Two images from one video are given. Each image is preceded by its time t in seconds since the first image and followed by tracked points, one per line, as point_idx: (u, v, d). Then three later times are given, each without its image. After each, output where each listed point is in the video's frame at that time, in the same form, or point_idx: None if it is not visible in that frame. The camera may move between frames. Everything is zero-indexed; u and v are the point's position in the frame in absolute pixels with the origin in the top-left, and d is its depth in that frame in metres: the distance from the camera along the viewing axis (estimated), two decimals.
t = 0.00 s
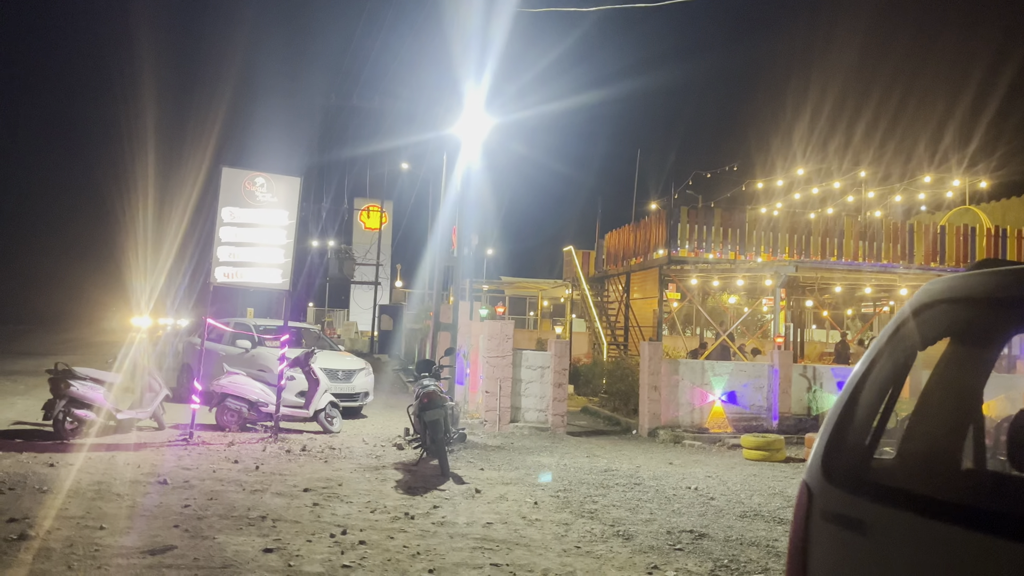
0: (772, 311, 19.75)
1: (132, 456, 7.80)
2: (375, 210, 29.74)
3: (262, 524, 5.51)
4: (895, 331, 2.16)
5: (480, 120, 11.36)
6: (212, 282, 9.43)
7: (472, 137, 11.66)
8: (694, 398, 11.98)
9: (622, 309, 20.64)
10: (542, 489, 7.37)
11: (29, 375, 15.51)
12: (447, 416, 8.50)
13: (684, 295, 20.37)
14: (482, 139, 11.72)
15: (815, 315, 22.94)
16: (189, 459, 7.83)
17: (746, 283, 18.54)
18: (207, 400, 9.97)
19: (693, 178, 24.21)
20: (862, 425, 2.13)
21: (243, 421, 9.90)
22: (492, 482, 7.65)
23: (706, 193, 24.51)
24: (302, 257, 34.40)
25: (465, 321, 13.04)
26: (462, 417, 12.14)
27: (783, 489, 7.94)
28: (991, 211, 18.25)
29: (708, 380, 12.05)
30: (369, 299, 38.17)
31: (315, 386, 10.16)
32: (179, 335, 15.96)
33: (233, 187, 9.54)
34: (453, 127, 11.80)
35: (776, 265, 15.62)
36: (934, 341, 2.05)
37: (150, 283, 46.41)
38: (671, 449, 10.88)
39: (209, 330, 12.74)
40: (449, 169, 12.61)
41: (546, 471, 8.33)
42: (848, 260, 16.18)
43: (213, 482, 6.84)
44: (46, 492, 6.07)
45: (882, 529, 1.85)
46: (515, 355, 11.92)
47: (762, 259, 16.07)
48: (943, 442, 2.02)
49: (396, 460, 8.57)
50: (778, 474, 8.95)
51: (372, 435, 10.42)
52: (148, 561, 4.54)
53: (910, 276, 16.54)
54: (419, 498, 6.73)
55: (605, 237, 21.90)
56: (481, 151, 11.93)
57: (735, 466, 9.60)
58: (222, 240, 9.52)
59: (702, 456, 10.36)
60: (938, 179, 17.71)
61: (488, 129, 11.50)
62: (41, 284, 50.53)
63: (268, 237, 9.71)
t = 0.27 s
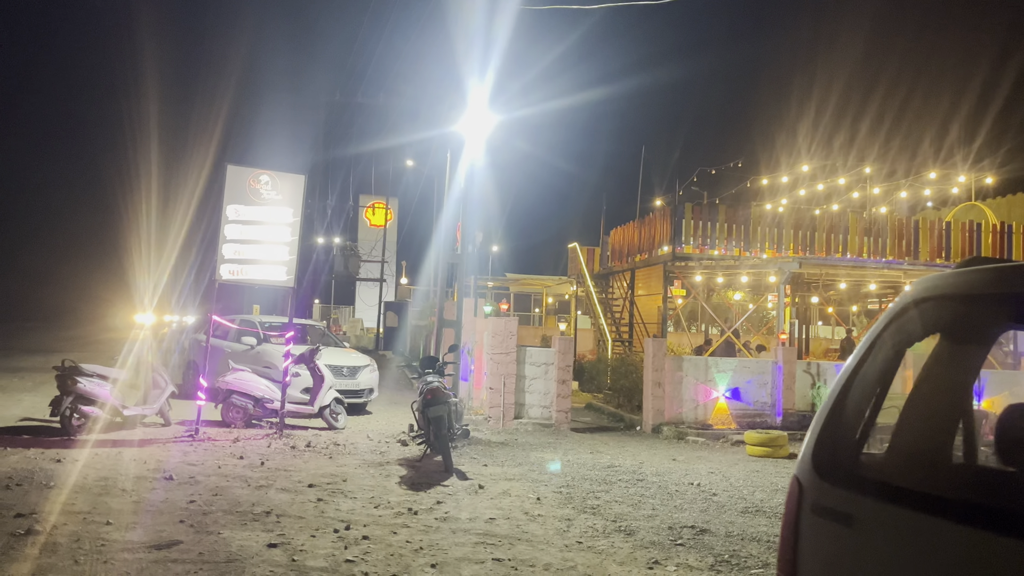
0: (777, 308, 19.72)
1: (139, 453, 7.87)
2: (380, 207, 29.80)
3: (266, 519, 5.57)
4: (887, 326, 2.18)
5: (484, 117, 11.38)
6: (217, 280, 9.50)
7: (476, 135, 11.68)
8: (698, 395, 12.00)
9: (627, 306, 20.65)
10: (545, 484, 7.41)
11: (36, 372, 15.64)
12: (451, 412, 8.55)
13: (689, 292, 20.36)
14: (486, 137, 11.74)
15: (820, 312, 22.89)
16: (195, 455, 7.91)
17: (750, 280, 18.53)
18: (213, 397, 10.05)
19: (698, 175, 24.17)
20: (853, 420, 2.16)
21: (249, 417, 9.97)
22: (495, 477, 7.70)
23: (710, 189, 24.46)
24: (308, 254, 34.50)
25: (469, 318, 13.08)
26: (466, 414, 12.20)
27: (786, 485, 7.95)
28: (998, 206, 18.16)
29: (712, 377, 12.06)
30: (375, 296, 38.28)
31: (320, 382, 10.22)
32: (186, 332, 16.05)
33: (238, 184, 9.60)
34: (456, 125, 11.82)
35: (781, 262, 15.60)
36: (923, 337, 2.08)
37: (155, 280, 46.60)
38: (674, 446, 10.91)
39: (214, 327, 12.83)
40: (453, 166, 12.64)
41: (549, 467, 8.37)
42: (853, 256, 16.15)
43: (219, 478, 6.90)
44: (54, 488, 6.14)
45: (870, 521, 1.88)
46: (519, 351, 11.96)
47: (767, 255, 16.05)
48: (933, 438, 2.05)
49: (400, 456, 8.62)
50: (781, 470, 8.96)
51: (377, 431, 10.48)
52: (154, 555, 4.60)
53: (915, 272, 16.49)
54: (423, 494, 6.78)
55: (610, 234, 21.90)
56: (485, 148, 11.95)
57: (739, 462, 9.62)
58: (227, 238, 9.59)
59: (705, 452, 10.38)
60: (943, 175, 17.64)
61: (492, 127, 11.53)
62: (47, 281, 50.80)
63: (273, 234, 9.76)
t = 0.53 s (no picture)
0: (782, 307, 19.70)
1: (146, 451, 7.96)
2: (386, 207, 29.88)
3: (272, 517, 5.63)
4: (880, 325, 2.21)
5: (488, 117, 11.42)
6: (224, 279, 9.57)
7: (480, 134, 11.72)
8: (702, 394, 12.01)
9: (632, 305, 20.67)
10: (548, 483, 7.45)
11: (46, 370, 15.77)
12: (455, 410, 8.60)
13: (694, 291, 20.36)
14: (491, 137, 11.78)
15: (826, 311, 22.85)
16: (202, 453, 7.98)
17: (756, 279, 18.52)
18: (220, 395, 10.15)
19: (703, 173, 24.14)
20: (844, 419, 2.20)
21: (255, 416, 10.05)
22: (499, 476, 7.75)
23: (716, 188, 24.43)
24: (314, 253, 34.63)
25: (474, 317, 13.12)
26: (471, 413, 12.25)
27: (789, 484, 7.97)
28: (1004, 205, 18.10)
29: (717, 376, 12.07)
30: (381, 295, 38.41)
31: (326, 381, 10.29)
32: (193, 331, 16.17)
33: (245, 185, 9.68)
34: (461, 124, 11.86)
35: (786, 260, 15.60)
36: (915, 338, 2.11)
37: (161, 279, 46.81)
38: (679, 445, 10.93)
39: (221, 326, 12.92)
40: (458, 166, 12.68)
41: (553, 466, 8.42)
42: (858, 255, 16.13)
43: (225, 476, 6.97)
44: (63, 485, 6.22)
45: (859, 517, 1.92)
46: (524, 350, 12.00)
47: (772, 255, 16.04)
48: (924, 437, 2.09)
49: (405, 454, 8.68)
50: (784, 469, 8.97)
51: (382, 429, 10.55)
52: (161, 552, 4.66)
53: (921, 271, 16.45)
54: (427, 492, 6.83)
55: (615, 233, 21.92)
56: (490, 148, 11.99)
57: (742, 461, 9.64)
58: (234, 238, 9.66)
59: (710, 451, 10.40)
60: (950, 174, 17.58)
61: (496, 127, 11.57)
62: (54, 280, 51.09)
63: (279, 234, 9.83)
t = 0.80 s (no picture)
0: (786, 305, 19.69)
1: (151, 449, 8.00)
2: (389, 206, 29.91)
3: (276, 514, 5.66)
4: (878, 322, 2.22)
5: (491, 116, 11.44)
6: (228, 278, 9.60)
7: (483, 133, 11.74)
8: (705, 392, 12.01)
9: (635, 303, 20.67)
10: (551, 481, 7.48)
11: (50, 369, 15.83)
12: (458, 408, 8.63)
13: (697, 289, 20.35)
14: (493, 135, 11.79)
15: (829, 309, 22.83)
16: (206, 451, 8.01)
17: (759, 277, 18.49)
18: (225, 394, 10.18)
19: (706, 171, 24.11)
20: (842, 418, 2.21)
21: (259, 414, 10.09)
22: (502, 474, 7.77)
23: (719, 186, 24.41)
24: (317, 252, 34.70)
25: (477, 315, 13.14)
26: (474, 411, 12.28)
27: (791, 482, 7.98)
28: (1008, 202, 18.06)
29: (719, 374, 12.07)
30: (384, 294, 38.47)
31: (329, 380, 10.31)
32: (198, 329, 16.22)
33: (248, 184, 9.72)
34: (464, 123, 11.88)
35: (789, 259, 15.59)
36: (912, 336, 2.12)
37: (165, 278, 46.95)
38: (681, 443, 10.94)
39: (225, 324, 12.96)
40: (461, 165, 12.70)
41: (556, 464, 8.44)
42: (862, 253, 16.11)
43: (229, 474, 7.00)
44: (69, 484, 6.26)
45: (857, 515, 1.94)
46: (527, 349, 12.02)
47: (774, 253, 16.02)
48: (923, 435, 2.10)
49: (408, 452, 8.71)
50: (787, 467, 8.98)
51: (386, 428, 10.58)
52: (166, 549, 4.70)
53: (924, 269, 16.42)
54: (430, 489, 6.86)
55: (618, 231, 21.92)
56: (492, 146, 12.00)
57: (745, 459, 9.65)
58: (237, 237, 9.69)
59: (712, 449, 10.41)
60: (953, 171, 17.55)
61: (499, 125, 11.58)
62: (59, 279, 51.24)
63: (283, 233, 9.86)
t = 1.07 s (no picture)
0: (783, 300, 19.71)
1: (150, 447, 7.97)
2: (386, 202, 29.87)
3: (277, 512, 5.65)
4: (887, 316, 2.21)
5: (489, 112, 11.40)
6: (226, 276, 9.57)
7: (481, 129, 11.71)
8: (704, 387, 12.02)
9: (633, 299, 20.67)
10: (552, 477, 7.48)
11: (47, 368, 15.77)
12: (458, 405, 8.61)
13: (695, 284, 20.36)
14: (491, 131, 11.76)
15: (827, 303, 22.87)
16: (205, 449, 8.00)
17: (757, 272, 18.50)
18: (223, 391, 10.15)
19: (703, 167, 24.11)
20: (851, 413, 2.20)
21: (258, 412, 10.06)
22: (503, 470, 7.76)
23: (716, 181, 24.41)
24: (314, 249, 34.63)
25: (476, 312, 13.12)
26: (473, 407, 12.27)
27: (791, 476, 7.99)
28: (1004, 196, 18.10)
29: (718, 369, 12.08)
30: (382, 290, 38.43)
31: (328, 377, 10.28)
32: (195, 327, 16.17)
33: (246, 181, 9.68)
34: (462, 119, 11.85)
35: (787, 254, 15.61)
36: (921, 330, 2.11)
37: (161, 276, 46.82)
38: (681, 438, 10.95)
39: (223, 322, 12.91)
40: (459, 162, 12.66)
41: (556, 460, 8.43)
42: (859, 248, 16.13)
43: (229, 472, 6.98)
44: (68, 482, 6.23)
45: (867, 509, 1.93)
46: (526, 345, 12.01)
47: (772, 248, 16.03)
48: (931, 429, 2.10)
49: (408, 449, 8.70)
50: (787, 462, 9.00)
51: (385, 424, 10.56)
52: (168, 547, 4.68)
53: (922, 263, 16.45)
54: (431, 486, 6.85)
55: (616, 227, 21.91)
56: (491, 143, 11.97)
57: (745, 454, 9.67)
58: (235, 234, 9.66)
59: (712, 444, 10.42)
60: (950, 165, 17.57)
61: (497, 121, 11.55)
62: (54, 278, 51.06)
63: (280, 230, 9.82)
